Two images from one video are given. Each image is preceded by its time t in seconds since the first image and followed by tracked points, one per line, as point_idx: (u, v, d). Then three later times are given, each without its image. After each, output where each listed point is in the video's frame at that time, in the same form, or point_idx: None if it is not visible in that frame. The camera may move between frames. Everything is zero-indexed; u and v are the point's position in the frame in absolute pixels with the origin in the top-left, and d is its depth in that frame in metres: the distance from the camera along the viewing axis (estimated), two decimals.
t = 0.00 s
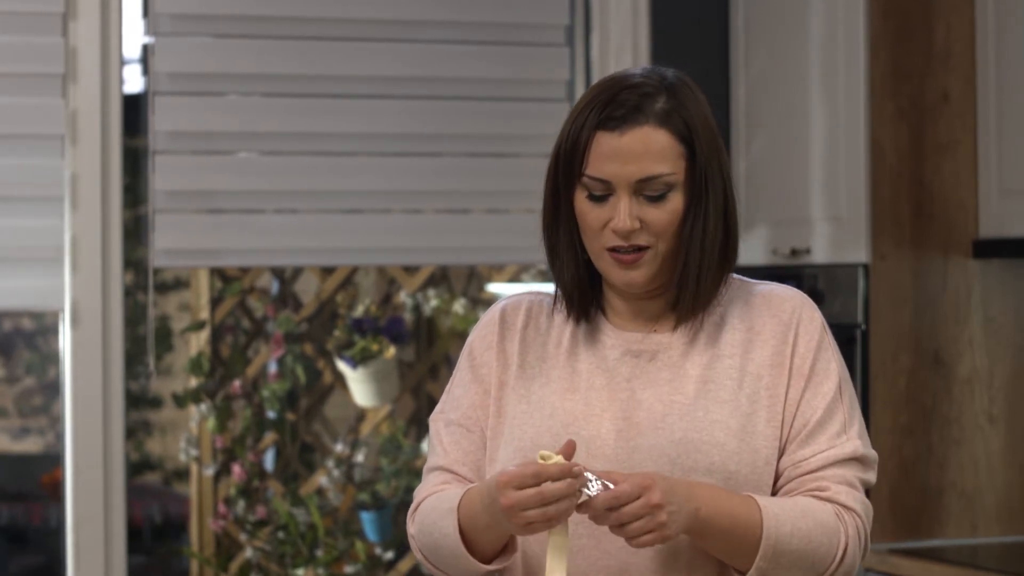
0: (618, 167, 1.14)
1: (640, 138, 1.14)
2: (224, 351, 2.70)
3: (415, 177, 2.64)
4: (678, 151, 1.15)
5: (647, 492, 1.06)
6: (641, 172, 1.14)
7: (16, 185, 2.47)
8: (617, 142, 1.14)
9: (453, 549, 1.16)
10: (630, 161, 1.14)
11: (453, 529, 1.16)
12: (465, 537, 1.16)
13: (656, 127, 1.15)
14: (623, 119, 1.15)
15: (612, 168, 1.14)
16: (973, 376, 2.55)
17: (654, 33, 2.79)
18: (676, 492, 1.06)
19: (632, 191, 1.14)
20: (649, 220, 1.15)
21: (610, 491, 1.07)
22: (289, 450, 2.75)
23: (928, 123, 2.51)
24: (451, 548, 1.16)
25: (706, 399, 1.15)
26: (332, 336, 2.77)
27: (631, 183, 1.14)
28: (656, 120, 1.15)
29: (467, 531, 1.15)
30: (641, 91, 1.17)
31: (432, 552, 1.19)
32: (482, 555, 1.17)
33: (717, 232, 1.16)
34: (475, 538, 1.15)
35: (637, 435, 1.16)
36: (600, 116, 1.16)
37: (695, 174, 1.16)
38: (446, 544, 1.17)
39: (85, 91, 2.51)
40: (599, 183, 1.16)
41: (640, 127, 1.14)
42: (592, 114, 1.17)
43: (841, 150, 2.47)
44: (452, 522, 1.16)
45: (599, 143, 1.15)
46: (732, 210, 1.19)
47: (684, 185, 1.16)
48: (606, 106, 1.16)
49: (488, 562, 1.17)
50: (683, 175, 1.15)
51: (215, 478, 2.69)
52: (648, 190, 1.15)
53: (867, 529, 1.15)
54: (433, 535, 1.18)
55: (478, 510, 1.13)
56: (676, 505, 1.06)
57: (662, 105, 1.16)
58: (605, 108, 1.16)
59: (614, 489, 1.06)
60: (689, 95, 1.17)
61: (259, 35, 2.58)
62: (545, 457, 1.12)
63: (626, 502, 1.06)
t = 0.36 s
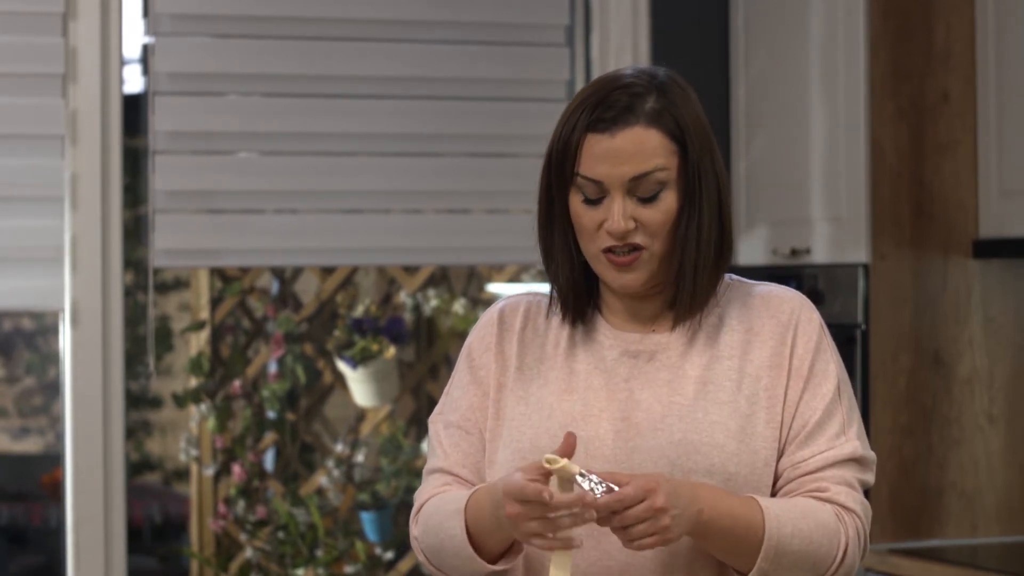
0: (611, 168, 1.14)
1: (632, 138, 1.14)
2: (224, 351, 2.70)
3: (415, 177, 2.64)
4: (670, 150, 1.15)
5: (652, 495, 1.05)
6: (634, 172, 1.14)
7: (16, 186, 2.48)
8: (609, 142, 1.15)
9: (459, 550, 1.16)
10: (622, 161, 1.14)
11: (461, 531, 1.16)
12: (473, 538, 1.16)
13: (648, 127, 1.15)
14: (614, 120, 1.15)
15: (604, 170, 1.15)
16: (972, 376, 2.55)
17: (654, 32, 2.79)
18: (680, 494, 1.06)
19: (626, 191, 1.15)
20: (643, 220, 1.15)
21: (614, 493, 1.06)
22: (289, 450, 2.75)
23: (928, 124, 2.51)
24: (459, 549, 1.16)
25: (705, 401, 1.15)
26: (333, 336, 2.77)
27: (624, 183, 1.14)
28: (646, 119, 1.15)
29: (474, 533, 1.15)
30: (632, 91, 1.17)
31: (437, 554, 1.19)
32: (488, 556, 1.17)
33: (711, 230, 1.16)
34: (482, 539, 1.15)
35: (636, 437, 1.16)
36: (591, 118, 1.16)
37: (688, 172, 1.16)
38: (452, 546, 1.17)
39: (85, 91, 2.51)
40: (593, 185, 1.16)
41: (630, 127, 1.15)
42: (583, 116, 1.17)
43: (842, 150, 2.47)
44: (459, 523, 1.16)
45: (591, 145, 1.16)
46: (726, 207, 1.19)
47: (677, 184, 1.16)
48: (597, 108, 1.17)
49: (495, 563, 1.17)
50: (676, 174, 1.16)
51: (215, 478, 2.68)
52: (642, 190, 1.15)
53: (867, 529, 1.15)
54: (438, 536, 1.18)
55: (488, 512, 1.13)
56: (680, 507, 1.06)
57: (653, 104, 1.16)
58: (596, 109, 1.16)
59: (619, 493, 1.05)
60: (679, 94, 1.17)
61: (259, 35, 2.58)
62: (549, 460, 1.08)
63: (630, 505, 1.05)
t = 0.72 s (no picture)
0: (590, 162, 1.15)
1: (609, 130, 1.15)
2: (224, 351, 2.70)
3: (416, 177, 2.64)
4: (649, 141, 1.16)
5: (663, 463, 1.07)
6: (614, 164, 1.15)
7: (17, 186, 2.48)
8: (587, 136, 1.16)
9: (457, 531, 1.17)
10: (601, 153, 1.15)
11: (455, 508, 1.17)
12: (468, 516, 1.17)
13: (625, 118, 1.16)
14: (591, 114, 1.17)
15: (584, 163, 1.16)
16: (972, 377, 2.55)
17: (654, 33, 2.79)
18: (691, 481, 1.06)
19: (607, 183, 1.15)
20: (627, 212, 1.15)
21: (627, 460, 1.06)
22: (289, 450, 2.75)
23: (928, 124, 2.51)
24: (456, 532, 1.17)
25: (705, 400, 1.15)
26: (332, 336, 2.76)
27: (604, 175, 1.15)
28: (624, 111, 1.16)
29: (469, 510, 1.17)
30: (609, 86, 1.18)
31: (436, 550, 1.20)
32: (487, 534, 1.18)
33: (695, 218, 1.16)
34: (476, 515, 1.16)
35: (636, 437, 1.16)
36: (570, 114, 1.18)
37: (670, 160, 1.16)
38: (449, 528, 1.17)
39: (85, 91, 2.51)
40: (575, 181, 1.17)
41: (608, 120, 1.16)
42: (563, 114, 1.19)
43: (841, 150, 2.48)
44: (453, 500, 1.17)
45: (570, 139, 1.17)
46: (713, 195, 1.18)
47: (659, 174, 1.16)
48: (576, 105, 1.18)
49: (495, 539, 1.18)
50: (657, 164, 1.16)
51: (215, 478, 2.68)
52: (624, 181, 1.15)
53: (869, 524, 1.15)
54: (437, 534, 1.19)
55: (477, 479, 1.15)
56: (685, 494, 1.06)
57: (630, 97, 1.17)
58: (574, 106, 1.18)
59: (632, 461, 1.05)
60: (657, 86, 1.18)
61: (259, 35, 2.58)
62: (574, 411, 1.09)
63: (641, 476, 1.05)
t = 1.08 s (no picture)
0: (569, 166, 1.15)
1: (585, 134, 1.15)
2: (224, 351, 2.67)
3: (416, 178, 2.64)
4: (625, 143, 1.16)
5: (645, 469, 1.07)
6: (592, 167, 1.15)
7: (16, 186, 2.47)
8: (564, 141, 1.16)
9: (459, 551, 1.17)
10: (578, 158, 1.15)
11: (458, 531, 1.16)
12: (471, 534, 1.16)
13: (601, 122, 1.16)
14: (568, 119, 1.17)
15: (563, 168, 1.16)
16: (971, 377, 2.54)
17: (654, 33, 2.79)
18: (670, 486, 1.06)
19: (586, 187, 1.16)
20: (606, 215, 1.15)
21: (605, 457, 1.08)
22: (289, 450, 2.71)
23: (928, 123, 2.51)
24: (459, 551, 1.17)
25: (700, 398, 1.16)
26: (333, 336, 2.73)
27: (584, 179, 1.15)
28: (599, 114, 1.16)
29: (472, 529, 1.16)
30: (585, 89, 1.18)
31: (441, 564, 1.20)
32: (491, 552, 1.18)
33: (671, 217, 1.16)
34: (479, 534, 1.16)
35: (633, 437, 1.17)
36: (547, 119, 1.18)
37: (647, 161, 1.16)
38: (452, 548, 1.17)
39: (85, 91, 2.51)
40: (555, 185, 1.17)
41: (584, 124, 1.16)
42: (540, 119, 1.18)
43: (841, 151, 2.48)
44: (455, 523, 1.16)
45: (548, 144, 1.17)
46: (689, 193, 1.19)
47: (636, 175, 1.16)
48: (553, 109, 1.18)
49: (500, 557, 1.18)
50: (634, 165, 1.16)
51: (216, 477, 2.66)
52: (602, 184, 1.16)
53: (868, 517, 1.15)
54: (441, 551, 1.19)
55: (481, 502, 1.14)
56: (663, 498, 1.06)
57: (606, 99, 1.17)
58: (551, 111, 1.18)
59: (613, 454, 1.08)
60: (631, 87, 1.18)
61: (259, 35, 2.58)
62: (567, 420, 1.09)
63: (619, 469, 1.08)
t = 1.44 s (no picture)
0: (554, 164, 1.17)
1: (566, 130, 1.17)
2: (224, 352, 2.67)
3: (416, 178, 2.64)
4: (608, 136, 1.17)
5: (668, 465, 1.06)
6: (578, 162, 1.16)
7: (16, 186, 2.48)
8: (547, 141, 1.17)
9: (467, 544, 1.17)
10: (562, 154, 1.16)
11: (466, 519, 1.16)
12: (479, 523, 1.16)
13: (580, 118, 1.17)
14: (548, 119, 1.18)
15: (549, 167, 1.17)
16: (971, 377, 2.54)
17: (654, 33, 2.79)
18: (686, 467, 1.06)
19: (574, 182, 1.16)
20: (599, 207, 1.16)
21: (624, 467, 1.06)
22: (290, 451, 2.71)
23: (929, 123, 2.50)
24: (467, 543, 1.17)
25: (699, 399, 1.16)
26: (333, 337, 2.73)
27: (571, 174, 1.16)
28: (578, 110, 1.18)
29: (481, 516, 1.16)
30: (562, 89, 1.20)
31: (444, 559, 1.20)
32: (499, 542, 1.18)
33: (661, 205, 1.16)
34: (488, 525, 1.16)
35: (632, 437, 1.17)
36: (527, 122, 1.19)
37: (632, 151, 1.17)
38: (460, 538, 1.17)
39: (85, 91, 2.51)
40: (543, 186, 1.18)
41: (564, 121, 1.17)
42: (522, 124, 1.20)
43: (841, 150, 2.48)
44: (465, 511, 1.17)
45: (533, 146, 1.19)
46: (677, 179, 1.19)
47: (623, 166, 1.17)
48: (532, 113, 1.20)
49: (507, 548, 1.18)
50: (619, 157, 1.17)
51: (216, 478, 2.66)
52: (590, 178, 1.16)
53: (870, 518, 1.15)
54: (446, 547, 1.19)
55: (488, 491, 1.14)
56: (687, 478, 1.06)
57: (583, 96, 1.18)
58: (531, 114, 1.20)
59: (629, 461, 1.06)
60: (608, 83, 1.19)
61: (259, 35, 2.58)
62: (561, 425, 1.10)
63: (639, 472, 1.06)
